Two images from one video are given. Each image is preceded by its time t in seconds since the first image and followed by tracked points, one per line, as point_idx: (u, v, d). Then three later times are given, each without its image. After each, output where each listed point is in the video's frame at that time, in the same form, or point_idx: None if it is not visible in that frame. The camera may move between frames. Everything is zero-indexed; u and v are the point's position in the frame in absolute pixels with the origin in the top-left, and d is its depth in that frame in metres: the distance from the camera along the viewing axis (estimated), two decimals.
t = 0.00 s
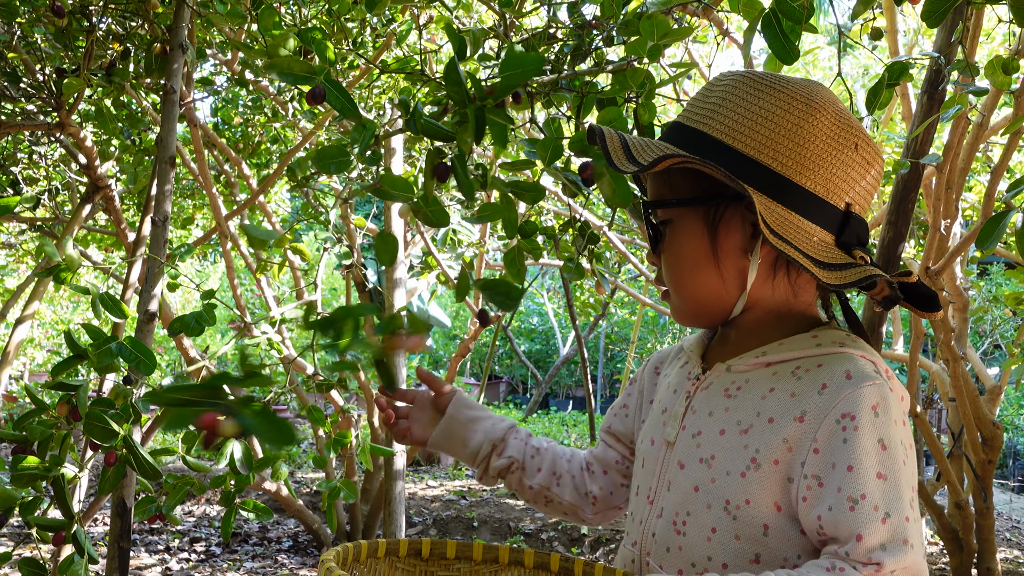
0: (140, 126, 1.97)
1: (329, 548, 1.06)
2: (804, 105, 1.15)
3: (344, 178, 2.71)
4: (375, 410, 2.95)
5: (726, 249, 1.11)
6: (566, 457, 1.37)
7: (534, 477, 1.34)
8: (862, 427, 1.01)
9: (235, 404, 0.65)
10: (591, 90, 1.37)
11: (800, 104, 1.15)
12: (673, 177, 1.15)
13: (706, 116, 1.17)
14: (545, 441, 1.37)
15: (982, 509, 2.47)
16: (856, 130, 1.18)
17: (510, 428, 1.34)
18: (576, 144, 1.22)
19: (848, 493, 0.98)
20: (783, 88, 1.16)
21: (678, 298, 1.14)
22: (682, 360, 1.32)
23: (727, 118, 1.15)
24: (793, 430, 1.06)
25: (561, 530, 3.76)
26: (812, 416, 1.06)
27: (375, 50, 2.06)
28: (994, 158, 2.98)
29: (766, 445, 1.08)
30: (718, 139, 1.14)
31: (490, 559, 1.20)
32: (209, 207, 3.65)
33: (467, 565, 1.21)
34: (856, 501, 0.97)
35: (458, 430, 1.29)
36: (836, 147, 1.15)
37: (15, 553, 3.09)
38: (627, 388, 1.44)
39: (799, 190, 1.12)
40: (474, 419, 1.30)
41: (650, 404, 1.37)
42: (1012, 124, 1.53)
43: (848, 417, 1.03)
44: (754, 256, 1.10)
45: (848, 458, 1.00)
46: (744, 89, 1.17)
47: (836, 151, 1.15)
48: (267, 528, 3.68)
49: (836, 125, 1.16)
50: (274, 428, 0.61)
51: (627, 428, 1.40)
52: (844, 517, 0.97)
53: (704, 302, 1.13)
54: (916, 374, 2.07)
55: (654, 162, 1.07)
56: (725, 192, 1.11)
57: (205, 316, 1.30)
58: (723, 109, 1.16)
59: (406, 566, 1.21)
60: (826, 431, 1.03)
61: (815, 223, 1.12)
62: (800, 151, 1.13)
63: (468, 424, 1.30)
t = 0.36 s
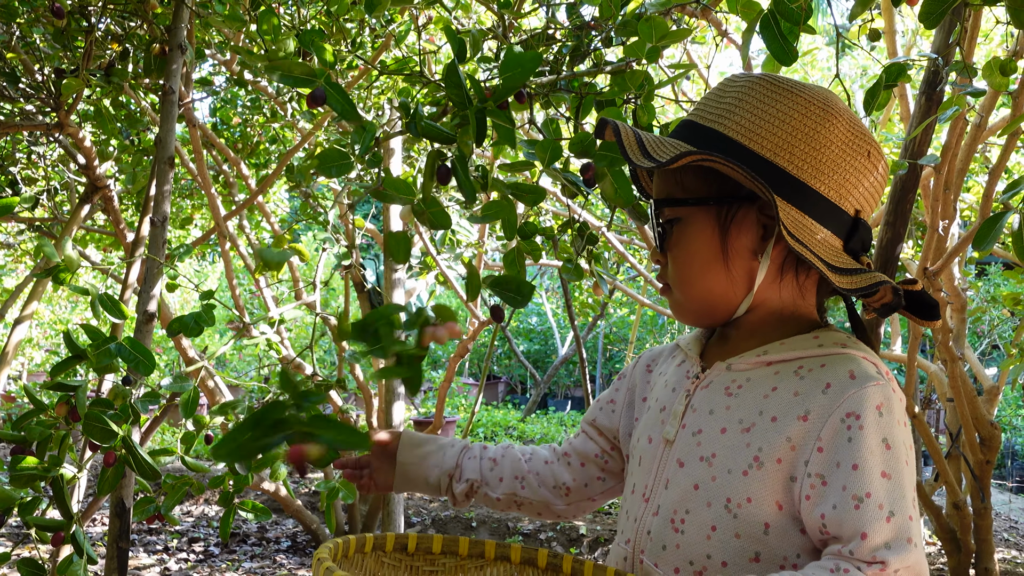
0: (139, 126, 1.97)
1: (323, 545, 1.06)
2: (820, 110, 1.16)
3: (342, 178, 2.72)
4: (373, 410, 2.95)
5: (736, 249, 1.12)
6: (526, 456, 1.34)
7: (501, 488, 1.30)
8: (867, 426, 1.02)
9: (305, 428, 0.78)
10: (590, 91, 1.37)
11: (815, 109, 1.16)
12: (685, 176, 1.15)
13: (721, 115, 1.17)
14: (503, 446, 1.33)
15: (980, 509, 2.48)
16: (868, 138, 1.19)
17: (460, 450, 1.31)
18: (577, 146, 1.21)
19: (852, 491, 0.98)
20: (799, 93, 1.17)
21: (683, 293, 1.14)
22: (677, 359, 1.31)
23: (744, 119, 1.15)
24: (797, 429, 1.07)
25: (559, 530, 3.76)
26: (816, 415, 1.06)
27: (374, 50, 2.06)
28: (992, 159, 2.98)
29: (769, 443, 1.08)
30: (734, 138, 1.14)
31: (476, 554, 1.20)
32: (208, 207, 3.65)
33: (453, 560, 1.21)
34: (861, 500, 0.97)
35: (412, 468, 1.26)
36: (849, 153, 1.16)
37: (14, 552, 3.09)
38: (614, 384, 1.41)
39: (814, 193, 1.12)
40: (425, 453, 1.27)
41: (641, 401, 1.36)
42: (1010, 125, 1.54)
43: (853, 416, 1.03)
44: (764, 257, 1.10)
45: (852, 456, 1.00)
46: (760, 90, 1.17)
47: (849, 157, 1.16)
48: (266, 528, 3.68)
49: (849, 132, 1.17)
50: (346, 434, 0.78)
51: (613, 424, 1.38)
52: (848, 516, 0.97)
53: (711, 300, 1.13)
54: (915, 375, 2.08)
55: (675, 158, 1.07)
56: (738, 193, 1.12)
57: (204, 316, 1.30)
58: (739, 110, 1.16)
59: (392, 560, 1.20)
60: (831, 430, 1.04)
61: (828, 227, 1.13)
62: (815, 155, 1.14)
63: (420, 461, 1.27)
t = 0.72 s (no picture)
0: (137, 127, 1.97)
1: (322, 532, 1.09)
2: (816, 114, 1.16)
3: (340, 180, 2.72)
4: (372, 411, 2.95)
5: (730, 249, 1.12)
6: (517, 464, 1.36)
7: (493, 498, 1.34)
8: (855, 423, 1.03)
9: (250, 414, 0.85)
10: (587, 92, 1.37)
11: (812, 113, 1.16)
12: (680, 176, 1.15)
13: (718, 115, 1.16)
14: (495, 452, 1.36)
15: (978, 509, 2.48)
16: (862, 143, 1.20)
17: (454, 461, 1.34)
18: (572, 145, 1.20)
19: (840, 487, 0.98)
20: (796, 96, 1.17)
21: (675, 293, 1.14)
22: (668, 360, 1.31)
23: (741, 122, 1.14)
24: (787, 426, 1.07)
25: (558, 532, 3.76)
26: (805, 413, 1.06)
27: (373, 51, 2.06)
28: (989, 159, 2.99)
29: (760, 441, 1.08)
30: (731, 140, 1.13)
31: (476, 554, 1.20)
32: (206, 209, 3.65)
33: (454, 558, 1.20)
34: (848, 495, 0.98)
35: (405, 478, 1.31)
36: (843, 158, 1.17)
37: (12, 555, 3.08)
38: (608, 387, 1.42)
39: (809, 196, 1.12)
40: (419, 464, 1.32)
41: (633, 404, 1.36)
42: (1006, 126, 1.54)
43: (841, 413, 1.04)
44: (758, 259, 1.11)
45: (840, 453, 1.01)
46: (757, 92, 1.17)
47: (843, 162, 1.17)
48: (264, 529, 3.68)
49: (844, 137, 1.18)
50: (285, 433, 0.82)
51: (605, 426, 1.38)
52: (836, 512, 0.98)
53: (703, 301, 1.13)
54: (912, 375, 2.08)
55: (673, 159, 1.07)
56: (733, 195, 1.12)
57: (201, 318, 1.30)
58: (737, 111, 1.16)
59: (393, 555, 1.20)
60: (820, 427, 1.04)
61: (821, 230, 1.13)
62: (811, 159, 1.14)
63: (414, 471, 1.31)
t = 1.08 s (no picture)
0: (135, 128, 1.97)
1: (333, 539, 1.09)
2: (830, 119, 1.16)
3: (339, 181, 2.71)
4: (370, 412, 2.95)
5: (740, 251, 1.12)
6: (492, 449, 1.31)
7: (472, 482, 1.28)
8: (868, 424, 1.04)
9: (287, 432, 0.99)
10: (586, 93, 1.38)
11: (825, 119, 1.16)
12: (692, 175, 1.14)
13: (731, 114, 1.15)
14: (471, 436, 1.31)
15: (976, 510, 2.48)
16: (868, 150, 1.20)
17: (429, 445, 1.27)
18: (572, 148, 1.25)
19: (854, 486, 1.00)
20: (809, 100, 1.16)
21: (682, 291, 1.13)
22: (666, 360, 1.28)
23: (756, 124, 1.13)
24: (800, 427, 1.07)
25: (557, 532, 3.76)
26: (818, 413, 1.07)
27: (371, 52, 2.06)
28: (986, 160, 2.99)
29: (772, 442, 1.07)
30: (747, 141, 1.12)
31: (475, 562, 1.20)
32: (204, 210, 3.64)
33: (453, 567, 1.20)
34: (862, 495, 0.99)
35: (379, 461, 1.23)
36: (853, 164, 1.17)
37: (10, 556, 3.08)
38: (595, 380, 1.37)
39: (821, 202, 1.13)
40: (394, 447, 1.24)
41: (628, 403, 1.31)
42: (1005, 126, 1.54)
43: (855, 414, 1.05)
44: (768, 262, 1.12)
45: (854, 453, 1.02)
46: (771, 93, 1.16)
47: (852, 169, 1.17)
48: (263, 531, 3.68)
49: (854, 143, 1.18)
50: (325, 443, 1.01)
51: (592, 420, 1.34)
52: (850, 510, 0.99)
53: (710, 300, 1.13)
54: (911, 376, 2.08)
55: (696, 160, 1.05)
56: (745, 197, 1.12)
57: (199, 319, 1.29)
58: (751, 113, 1.14)
59: (392, 564, 1.19)
60: (832, 428, 1.05)
61: (831, 235, 1.14)
62: (823, 166, 1.14)
63: (388, 455, 1.24)
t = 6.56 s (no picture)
0: (130, 125, 1.96)
1: (331, 510, 1.07)
2: (814, 129, 1.15)
3: (335, 179, 2.71)
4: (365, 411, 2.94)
5: (717, 250, 1.12)
6: (469, 438, 1.28)
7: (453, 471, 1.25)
8: (844, 412, 1.04)
9: (269, 428, 0.98)
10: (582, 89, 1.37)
11: (811, 129, 1.15)
12: (676, 172, 1.13)
13: (718, 117, 1.14)
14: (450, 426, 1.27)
15: (973, 509, 2.48)
16: (850, 163, 1.20)
17: (410, 435, 1.23)
18: (569, 145, 1.22)
19: (831, 473, 0.99)
20: (796, 109, 1.15)
21: (658, 285, 1.13)
22: (642, 352, 1.27)
23: (742, 128, 1.12)
24: (777, 416, 1.06)
25: (553, 532, 3.75)
26: (794, 403, 1.06)
27: (367, 49, 2.06)
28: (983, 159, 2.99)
29: (751, 430, 1.07)
30: (732, 146, 1.11)
31: (460, 534, 1.20)
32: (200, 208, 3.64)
33: (438, 538, 1.20)
34: (839, 480, 0.99)
35: (363, 452, 1.17)
36: (833, 174, 1.17)
37: (5, 556, 3.07)
38: (569, 371, 1.35)
39: (799, 210, 1.12)
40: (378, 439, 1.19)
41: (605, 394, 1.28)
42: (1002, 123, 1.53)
43: (830, 403, 1.05)
44: (743, 264, 1.12)
45: (831, 440, 1.02)
46: (759, 98, 1.15)
47: (832, 180, 1.17)
48: (259, 530, 3.67)
49: (836, 153, 1.17)
50: (304, 438, 0.99)
51: (564, 410, 1.32)
52: (828, 496, 0.98)
53: (684, 296, 1.13)
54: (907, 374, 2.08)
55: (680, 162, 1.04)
56: (725, 199, 1.12)
57: (194, 316, 1.29)
58: (736, 116, 1.13)
59: (382, 533, 1.16)
60: (809, 416, 1.05)
61: (804, 241, 1.13)
62: (805, 175, 1.13)
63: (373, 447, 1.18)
